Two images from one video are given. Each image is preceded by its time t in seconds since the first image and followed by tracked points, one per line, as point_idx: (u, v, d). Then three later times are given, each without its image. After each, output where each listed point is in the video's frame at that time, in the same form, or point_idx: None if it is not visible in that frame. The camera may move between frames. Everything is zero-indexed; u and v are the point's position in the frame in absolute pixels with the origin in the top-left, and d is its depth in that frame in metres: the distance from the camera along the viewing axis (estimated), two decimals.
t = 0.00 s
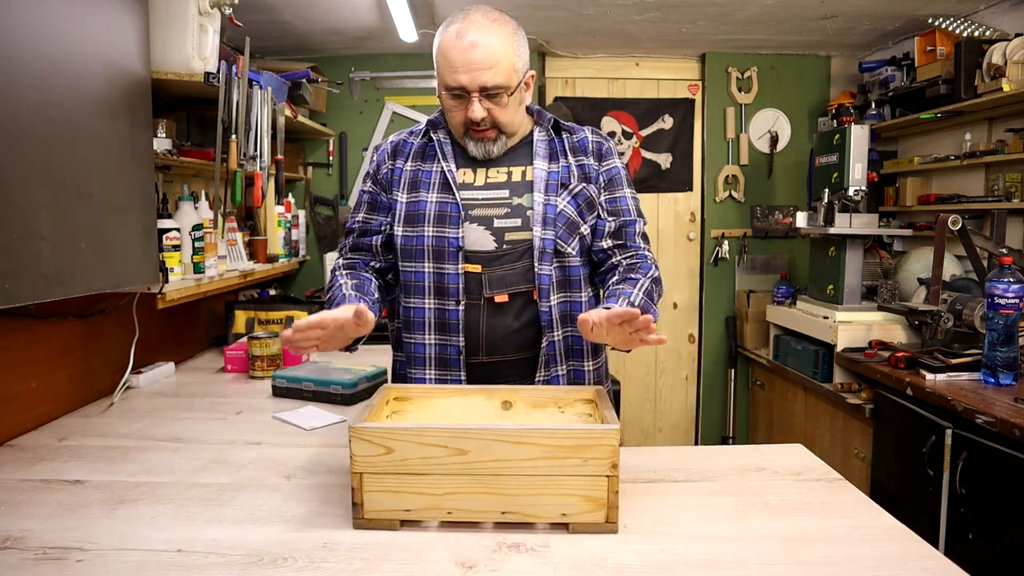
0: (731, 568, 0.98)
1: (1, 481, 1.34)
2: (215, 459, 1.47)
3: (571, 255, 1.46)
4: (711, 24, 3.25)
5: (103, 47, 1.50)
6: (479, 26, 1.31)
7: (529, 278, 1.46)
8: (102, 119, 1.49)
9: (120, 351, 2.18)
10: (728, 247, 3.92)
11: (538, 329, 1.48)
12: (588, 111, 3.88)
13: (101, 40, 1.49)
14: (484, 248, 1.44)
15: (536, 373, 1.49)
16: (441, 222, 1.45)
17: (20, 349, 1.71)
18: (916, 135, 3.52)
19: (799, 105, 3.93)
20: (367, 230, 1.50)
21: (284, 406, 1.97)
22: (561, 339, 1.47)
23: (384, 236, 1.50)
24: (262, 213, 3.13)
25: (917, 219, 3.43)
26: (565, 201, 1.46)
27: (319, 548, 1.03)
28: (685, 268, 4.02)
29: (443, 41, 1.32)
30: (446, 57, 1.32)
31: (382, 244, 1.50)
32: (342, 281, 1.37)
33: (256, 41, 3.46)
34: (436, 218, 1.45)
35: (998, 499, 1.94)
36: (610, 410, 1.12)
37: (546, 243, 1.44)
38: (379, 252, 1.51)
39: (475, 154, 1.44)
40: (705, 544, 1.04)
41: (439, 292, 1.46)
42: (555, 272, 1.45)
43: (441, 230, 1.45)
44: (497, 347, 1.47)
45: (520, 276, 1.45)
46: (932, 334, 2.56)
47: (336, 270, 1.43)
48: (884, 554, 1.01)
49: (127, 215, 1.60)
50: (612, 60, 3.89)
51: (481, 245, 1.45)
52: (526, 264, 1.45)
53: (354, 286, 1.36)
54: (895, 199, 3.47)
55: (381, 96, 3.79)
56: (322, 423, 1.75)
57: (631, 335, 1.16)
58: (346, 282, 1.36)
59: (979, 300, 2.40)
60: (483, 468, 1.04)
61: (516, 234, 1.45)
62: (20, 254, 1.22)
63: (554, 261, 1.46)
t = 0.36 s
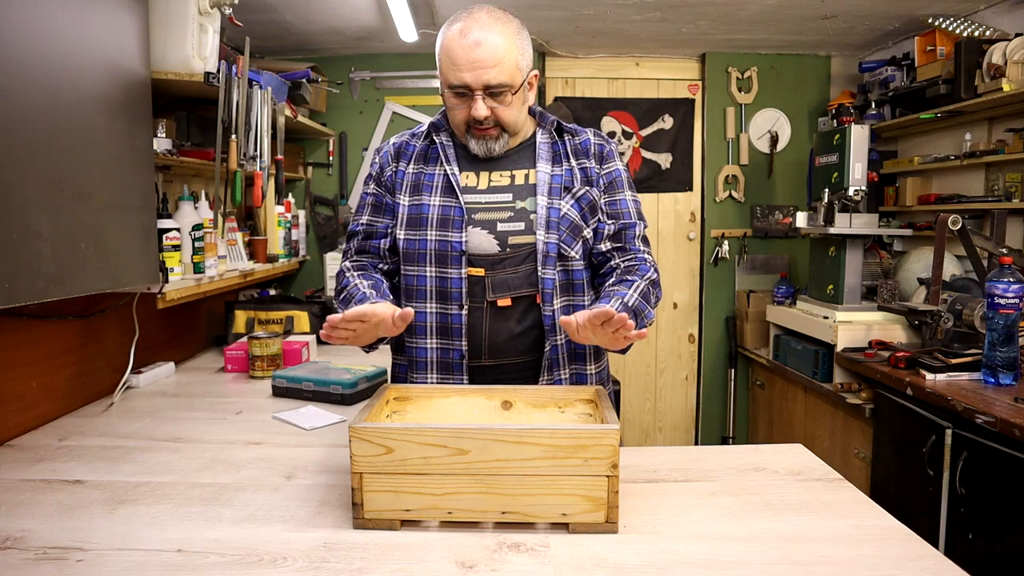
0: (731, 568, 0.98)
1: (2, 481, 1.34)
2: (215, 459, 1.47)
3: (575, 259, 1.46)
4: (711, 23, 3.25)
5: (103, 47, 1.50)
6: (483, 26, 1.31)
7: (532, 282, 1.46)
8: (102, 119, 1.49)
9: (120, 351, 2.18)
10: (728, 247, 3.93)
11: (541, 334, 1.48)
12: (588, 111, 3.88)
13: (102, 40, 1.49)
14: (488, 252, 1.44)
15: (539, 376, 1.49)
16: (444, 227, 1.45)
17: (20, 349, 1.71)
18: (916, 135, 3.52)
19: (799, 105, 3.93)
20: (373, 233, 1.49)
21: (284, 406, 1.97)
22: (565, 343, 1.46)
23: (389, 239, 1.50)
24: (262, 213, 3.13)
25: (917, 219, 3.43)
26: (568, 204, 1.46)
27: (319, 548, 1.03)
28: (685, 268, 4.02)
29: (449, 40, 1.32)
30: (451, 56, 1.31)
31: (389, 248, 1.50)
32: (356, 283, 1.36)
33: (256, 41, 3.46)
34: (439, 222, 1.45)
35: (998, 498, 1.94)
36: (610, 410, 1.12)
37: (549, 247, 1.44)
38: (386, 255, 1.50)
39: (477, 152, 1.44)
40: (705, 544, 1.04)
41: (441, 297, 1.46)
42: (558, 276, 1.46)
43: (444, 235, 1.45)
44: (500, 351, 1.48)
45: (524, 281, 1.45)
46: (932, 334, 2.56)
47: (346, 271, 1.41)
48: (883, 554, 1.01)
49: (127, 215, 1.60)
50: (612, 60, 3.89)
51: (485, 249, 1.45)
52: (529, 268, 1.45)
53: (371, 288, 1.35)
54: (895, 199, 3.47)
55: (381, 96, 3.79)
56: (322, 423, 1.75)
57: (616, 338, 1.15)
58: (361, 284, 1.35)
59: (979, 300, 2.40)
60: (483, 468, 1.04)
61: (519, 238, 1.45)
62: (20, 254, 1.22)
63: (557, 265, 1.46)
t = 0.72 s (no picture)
0: (731, 568, 0.98)
1: (2, 481, 1.34)
2: (215, 459, 1.47)
3: (580, 262, 1.46)
4: (711, 24, 3.25)
5: (103, 47, 1.50)
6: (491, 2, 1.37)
7: (537, 288, 1.46)
8: (102, 119, 1.49)
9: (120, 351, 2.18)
10: (728, 247, 3.93)
11: (543, 342, 1.49)
12: (588, 111, 3.88)
13: (102, 40, 1.49)
14: (491, 256, 1.45)
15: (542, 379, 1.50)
16: (448, 229, 1.46)
17: (19, 349, 1.71)
18: (916, 135, 3.52)
19: (799, 105, 3.93)
20: (376, 233, 1.46)
21: (284, 406, 1.97)
22: (569, 347, 1.47)
23: (392, 240, 1.48)
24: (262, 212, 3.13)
25: (917, 219, 3.43)
26: (573, 207, 1.45)
27: (319, 548, 1.03)
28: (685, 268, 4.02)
29: (458, 14, 1.37)
30: (461, 26, 1.35)
31: (392, 249, 1.48)
32: (361, 311, 1.33)
33: (256, 41, 3.46)
34: (443, 223, 1.46)
35: (998, 497, 1.94)
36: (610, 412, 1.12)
37: (553, 251, 1.44)
38: (390, 257, 1.49)
39: (483, 129, 1.40)
40: (705, 544, 1.04)
41: (444, 300, 1.48)
42: (564, 280, 1.46)
43: (448, 238, 1.46)
44: (503, 358, 1.49)
45: (528, 286, 1.46)
46: (932, 334, 2.56)
47: (350, 286, 1.39)
48: (883, 555, 1.01)
49: (127, 215, 1.60)
50: (612, 60, 3.89)
51: (489, 253, 1.45)
52: (534, 274, 1.46)
53: (376, 320, 1.32)
54: (895, 199, 3.47)
55: (381, 96, 3.79)
56: (322, 423, 1.75)
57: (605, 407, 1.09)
58: (367, 314, 1.32)
59: (979, 300, 2.40)
60: (483, 468, 1.04)
61: (524, 242, 1.45)
62: (20, 255, 1.22)
63: (562, 269, 1.46)
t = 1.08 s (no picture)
0: (731, 568, 0.98)
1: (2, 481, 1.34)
2: (215, 459, 1.46)
3: (582, 274, 1.46)
4: (711, 24, 3.25)
5: (103, 47, 1.50)
6: None
7: (537, 298, 1.46)
8: (102, 120, 1.49)
9: (120, 351, 2.18)
10: (728, 247, 3.93)
11: (544, 352, 1.50)
12: (588, 111, 3.88)
13: (102, 41, 1.49)
14: (492, 265, 1.45)
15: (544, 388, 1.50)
16: (447, 237, 1.45)
17: (20, 349, 1.71)
18: (916, 135, 3.52)
19: (799, 105, 3.93)
20: (373, 240, 1.48)
21: (284, 406, 1.97)
22: (570, 358, 1.48)
23: (388, 247, 1.49)
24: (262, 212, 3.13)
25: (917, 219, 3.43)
26: (576, 216, 1.45)
27: (318, 548, 1.03)
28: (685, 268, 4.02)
29: (462, 6, 1.37)
30: (464, 17, 1.35)
31: (387, 256, 1.49)
32: (348, 316, 1.34)
33: (256, 41, 3.46)
34: (442, 231, 1.45)
35: (998, 497, 1.94)
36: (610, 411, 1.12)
37: (556, 262, 1.44)
38: (385, 263, 1.49)
39: (486, 120, 1.38)
40: (705, 544, 1.04)
41: (443, 310, 1.47)
42: (565, 292, 1.46)
43: (448, 246, 1.45)
44: (502, 368, 1.49)
45: (528, 296, 1.46)
46: (932, 334, 2.56)
47: (342, 290, 1.40)
48: (883, 555, 1.01)
49: (127, 215, 1.60)
50: (612, 60, 3.89)
51: (489, 262, 1.45)
52: (534, 284, 1.46)
53: (362, 322, 1.32)
54: (895, 199, 3.47)
55: (381, 96, 3.79)
56: (322, 423, 1.75)
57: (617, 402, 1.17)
58: (353, 318, 1.33)
59: (979, 300, 2.40)
60: (482, 468, 1.04)
61: (525, 251, 1.45)
62: (20, 254, 1.22)
63: (564, 280, 1.46)
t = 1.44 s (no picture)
0: (731, 568, 0.98)
1: (2, 481, 1.34)
2: (215, 459, 1.46)
3: (575, 285, 1.46)
4: (711, 23, 3.25)
5: (103, 47, 1.50)
6: None
7: (528, 309, 1.46)
8: (102, 120, 1.49)
9: (120, 351, 2.18)
10: (728, 247, 3.93)
11: (536, 360, 1.50)
12: (588, 111, 3.89)
13: (102, 41, 1.49)
14: (484, 273, 1.44)
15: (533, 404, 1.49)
16: (439, 245, 1.44)
17: (20, 349, 1.71)
18: (916, 135, 3.52)
19: (799, 105, 3.93)
20: (367, 247, 1.48)
21: (285, 405, 1.97)
22: (563, 372, 1.48)
23: (381, 254, 1.48)
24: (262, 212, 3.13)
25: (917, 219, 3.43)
26: (574, 227, 1.45)
27: (319, 548, 1.03)
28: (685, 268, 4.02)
29: (463, 5, 1.36)
30: (464, 18, 1.35)
31: (381, 264, 1.49)
32: (330, 338, 1.37)
33: (256, 41, 3.46)
34: (434, 240, 1.45)
35: (998, 496, 1.94)
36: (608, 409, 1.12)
37: (552, 273, 1.44)
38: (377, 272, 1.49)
39: (483, 129, 1.40)
40: (705, 544, 1.04)
41: (434, 318, 1.47)
42: (559, 303, 1.45)
43: (440, 254, 1.44)
44: (491, 376, 1.50)
45: (520, 306, 1.45)
46: (932, 334, 2.56)
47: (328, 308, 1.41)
48: (883, 555, 1.01)
49: (127, 215, 1.60)
50: (612, 60, 3.89)
51: (482, 270, 1.44)
52: (527, 293, 1.45)
53: (340, 347, 1.35)
54: (895, 199, 3.47)
55: (381, 96, 3.79)
56: (322, 423, 1.75)
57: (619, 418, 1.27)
58: (334, 342, 1.36)
59: (979, 300, 2.40)
60: (482, 468, 1.04)
61: (519, 260, 1.44)
62: (20, 254, 1.22)
63: (558, 291, 1.45)
